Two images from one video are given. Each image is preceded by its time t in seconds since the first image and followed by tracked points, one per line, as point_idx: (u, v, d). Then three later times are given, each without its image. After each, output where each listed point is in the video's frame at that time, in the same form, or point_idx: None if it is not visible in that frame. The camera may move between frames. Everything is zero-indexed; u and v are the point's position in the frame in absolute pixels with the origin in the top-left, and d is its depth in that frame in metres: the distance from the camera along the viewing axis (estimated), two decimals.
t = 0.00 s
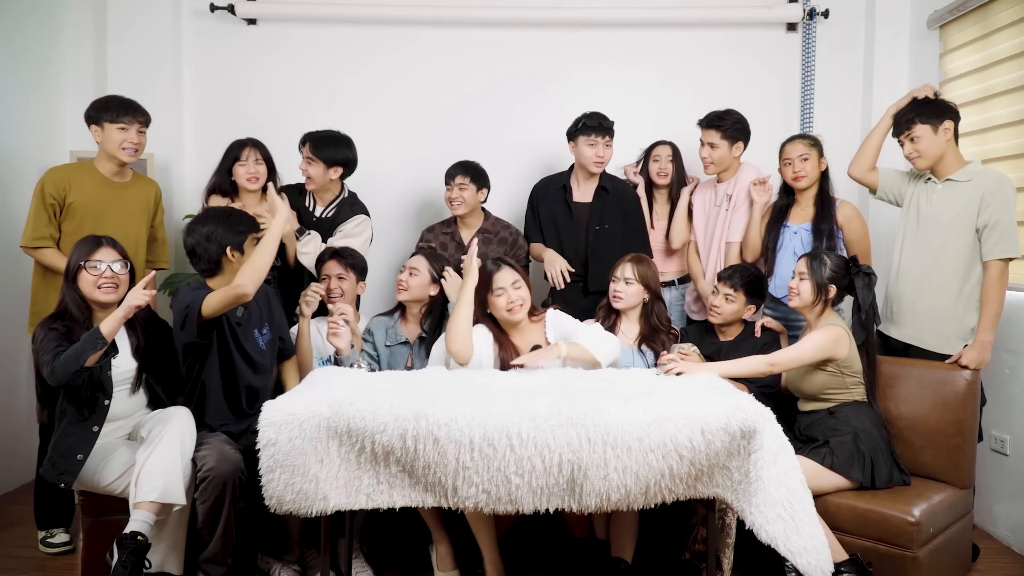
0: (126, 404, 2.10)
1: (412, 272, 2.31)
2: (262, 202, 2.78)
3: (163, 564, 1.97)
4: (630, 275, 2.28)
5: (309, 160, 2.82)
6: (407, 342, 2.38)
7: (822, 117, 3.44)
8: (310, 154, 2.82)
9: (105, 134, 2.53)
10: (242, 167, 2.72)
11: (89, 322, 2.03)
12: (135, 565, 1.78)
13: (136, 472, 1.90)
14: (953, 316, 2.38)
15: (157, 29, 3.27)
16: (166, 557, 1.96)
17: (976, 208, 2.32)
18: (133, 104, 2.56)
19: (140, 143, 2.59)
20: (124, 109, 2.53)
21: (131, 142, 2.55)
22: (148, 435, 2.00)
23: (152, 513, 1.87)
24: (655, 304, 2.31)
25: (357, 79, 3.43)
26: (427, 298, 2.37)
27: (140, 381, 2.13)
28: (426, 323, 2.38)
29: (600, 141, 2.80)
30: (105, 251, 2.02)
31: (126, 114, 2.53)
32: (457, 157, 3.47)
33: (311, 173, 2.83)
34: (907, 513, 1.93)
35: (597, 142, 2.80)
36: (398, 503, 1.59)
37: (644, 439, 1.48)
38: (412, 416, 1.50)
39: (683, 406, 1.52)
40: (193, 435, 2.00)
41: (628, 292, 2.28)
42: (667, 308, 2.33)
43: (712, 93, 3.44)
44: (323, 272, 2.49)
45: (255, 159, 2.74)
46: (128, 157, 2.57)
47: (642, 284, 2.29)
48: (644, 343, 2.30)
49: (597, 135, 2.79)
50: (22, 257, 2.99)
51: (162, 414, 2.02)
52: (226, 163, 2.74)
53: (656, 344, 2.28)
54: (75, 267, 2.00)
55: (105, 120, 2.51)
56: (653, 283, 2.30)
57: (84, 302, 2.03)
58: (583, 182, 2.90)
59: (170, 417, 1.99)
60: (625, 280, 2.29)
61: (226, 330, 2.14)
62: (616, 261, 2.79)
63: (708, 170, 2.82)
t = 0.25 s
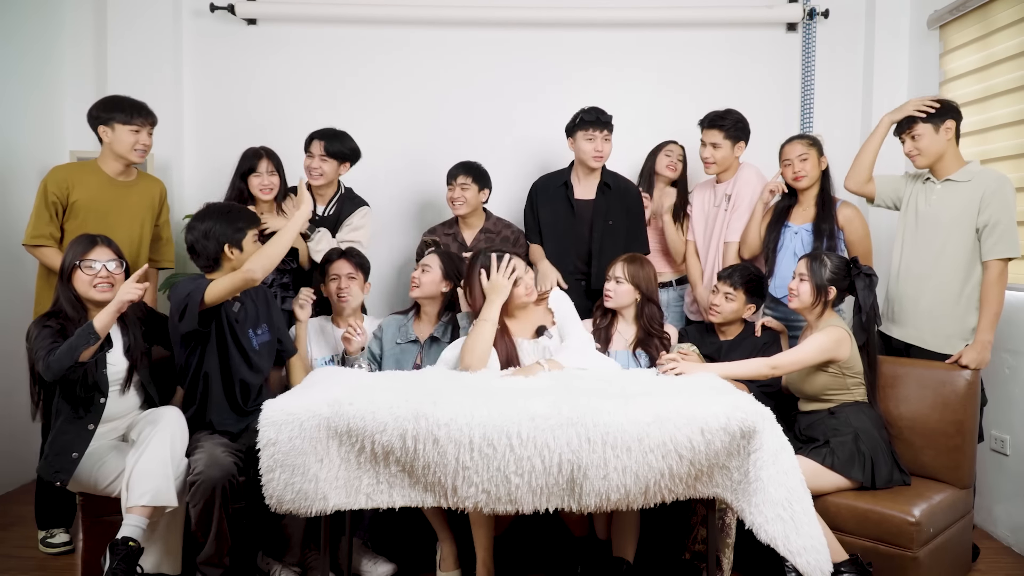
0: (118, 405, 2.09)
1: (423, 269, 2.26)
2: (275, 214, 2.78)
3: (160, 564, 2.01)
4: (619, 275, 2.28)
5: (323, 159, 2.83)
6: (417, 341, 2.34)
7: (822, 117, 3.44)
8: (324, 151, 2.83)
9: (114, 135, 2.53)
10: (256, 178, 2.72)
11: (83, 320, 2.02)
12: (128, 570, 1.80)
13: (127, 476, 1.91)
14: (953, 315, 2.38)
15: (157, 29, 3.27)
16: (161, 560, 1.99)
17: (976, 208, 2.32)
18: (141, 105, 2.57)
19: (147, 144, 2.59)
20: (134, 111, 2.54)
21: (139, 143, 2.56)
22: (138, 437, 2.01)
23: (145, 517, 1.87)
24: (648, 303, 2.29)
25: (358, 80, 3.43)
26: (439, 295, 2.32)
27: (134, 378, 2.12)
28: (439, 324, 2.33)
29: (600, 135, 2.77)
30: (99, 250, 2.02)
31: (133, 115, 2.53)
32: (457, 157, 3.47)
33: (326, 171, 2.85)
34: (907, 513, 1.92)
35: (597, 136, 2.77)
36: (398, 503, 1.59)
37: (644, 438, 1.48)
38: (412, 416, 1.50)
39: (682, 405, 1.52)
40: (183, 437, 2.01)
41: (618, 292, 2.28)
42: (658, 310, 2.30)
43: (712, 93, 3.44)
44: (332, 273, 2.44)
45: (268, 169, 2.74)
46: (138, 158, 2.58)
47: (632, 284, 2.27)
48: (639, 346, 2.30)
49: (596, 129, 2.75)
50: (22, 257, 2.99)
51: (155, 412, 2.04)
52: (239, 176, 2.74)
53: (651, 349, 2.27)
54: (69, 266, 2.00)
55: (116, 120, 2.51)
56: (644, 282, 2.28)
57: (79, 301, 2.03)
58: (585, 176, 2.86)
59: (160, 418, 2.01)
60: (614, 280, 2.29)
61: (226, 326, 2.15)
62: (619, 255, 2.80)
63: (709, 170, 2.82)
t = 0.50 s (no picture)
0: (115, 405, 2.08)
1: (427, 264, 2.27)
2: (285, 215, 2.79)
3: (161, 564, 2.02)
4: (618, 274, 2.29)
5: (350, 158, 2.86)
6: (419, 334, 2.31)
7: (822, 117, 3.44)
8: (350, 151, 2.85)
9: (119, 135, 2.53)
10: (269, 177, 2.72)
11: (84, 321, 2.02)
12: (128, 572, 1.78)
13: (124, 478, 1.90)
14: (952, 316, 2.38)
15: (157, 29, 3.27)
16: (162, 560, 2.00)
17: (975, 208, 2.32)
18: (145, 106, 2.57)
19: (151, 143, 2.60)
20: (140, 112, 2.54)
21: (144, 142, 2.57)
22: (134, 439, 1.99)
23: (143, 518, 1.87)
24: (648, 304, 2.29)
25: (358, 80, 3.43)
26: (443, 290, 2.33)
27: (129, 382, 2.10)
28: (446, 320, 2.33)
29: (586, 131, 2.80)
30: (100, 250, 2.01)
31: (137, 116, 2.54)
32: (456, 157, 3.47)
33: (349, 169, 2.87)
34: (907, 513, 1.92)
35: (585, 134, 2.79)
36: (398, 503, 1.59)
37: (644, 438, 1.48)
38: (412, 416, 1.50)
39: (682, 405, 1.52)
40: (180, 437, 2.01)
41: (617, 290, 2.29)
42: (656, 310, 2.30)
43: (712, 93, 3.44)
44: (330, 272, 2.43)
45: (282, 169, 2.74)
46: (143, 158, 2.59)
47: (630, 282, 2.29)
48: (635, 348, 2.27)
49: (580, 126, 2.79)
50: (21, 257, 2.99)
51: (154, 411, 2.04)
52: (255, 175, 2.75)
53: (646, 352, 2.26)
54: (70, 265, 2.00)
55: (122, 120, 2.52)
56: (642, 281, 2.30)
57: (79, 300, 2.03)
58: (577, 175, 2.88)
59: (157, 418, 2.00)
60: (612, 279, 2.30)
61: (222, 325, 2.17)
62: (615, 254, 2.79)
63: (714, 169, 2.81)
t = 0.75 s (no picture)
0: (115, 405, 2.08)
1: (442, 269, 2.26)
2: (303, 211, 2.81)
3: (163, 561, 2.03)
4: (623, 274, 2.30)
5: (362, 166, 2.83)
6: (427, 340, 2.29)
7: (822, 117, 3.44)
8: (364, 159, 2.82)
9: (116, 134, 2.53)
10: (285, 172, 2.74)
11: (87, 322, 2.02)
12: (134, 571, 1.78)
13: (128, 477, 1.90)
14: (951, 316, 2.38)
15: (157, 29, 3.27)
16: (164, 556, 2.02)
17: (974, 208, 2.32)
18: (140, 104, 2.57)
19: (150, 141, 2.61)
20: (135, 110, 2.54)
21: (142, 140, 2.57)
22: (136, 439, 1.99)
23: (147, 518, 1.87)
24: (649, 302, 2.31)
25: (358, 80, 3.43)
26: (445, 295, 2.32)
27: (129, 385, 2.10)
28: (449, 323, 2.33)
29: (571, 132, 2.78)
30: (103, 250, 2.02)
31: (132, 113, 2.53)
32: (456, 157, 3.47)
33: (359, 177, 2.84)
34: (907, 513, 1.92)
35: (568, 134, 2.78)
36: (398, 504, 1.59)
37: (644, 438, 1.48)
38: (412, 416, 1.50)
39: (682, 406, 1.52)
40: (183, 437, 2.00)
41: (621, 290, 2.30)
42: (658, 310, 2.31)
43: (712, 93, 3.44)
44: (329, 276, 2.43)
45: (299, 166, 2.76)
46: (140, 156, 2.59)
47: (635, 282, 2.30)
48: (637, 347, 2.29)
49: (567, 127, 2.77)
50: (21, 257, 2.99)
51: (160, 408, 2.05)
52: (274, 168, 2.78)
53: (648, 352, 2.27)
54: (71, 264, 2.00)
55: (117, 119, 2.51)
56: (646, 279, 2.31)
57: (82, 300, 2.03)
58: (570, 175, 2.86)
59: (159, 418, 2.00)
60: (617, 278, 2.31)
61: (223, 323, 2.17)
62: (612, 254, 2.80)
63: (715, 168, 2.80)
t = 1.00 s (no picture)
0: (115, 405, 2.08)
1: (432, 269, 2.26)
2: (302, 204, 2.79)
3: (164, 561, 2.03)
4: (631, 275, 2.24)
5: (352, 174, 2.81)
6: (418, 346, 2.28)
7: (822, 118, 3.44)
8: (353, 167, 2.81)
9: (105, 134, 2.54)
10: (280, 171, 2.72)
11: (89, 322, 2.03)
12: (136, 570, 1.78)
13: (129, 477, 1.91)
14: (950, 316, 2.38)
15: (157, 29, 3.27)
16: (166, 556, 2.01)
17: (973, 209, 2.32)
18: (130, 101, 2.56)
19: (140, 139, 2.58)
20: (120, 107, 2.52)
21: (130, 138, 2.54)
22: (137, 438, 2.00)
23: (149, 518, 1.88)
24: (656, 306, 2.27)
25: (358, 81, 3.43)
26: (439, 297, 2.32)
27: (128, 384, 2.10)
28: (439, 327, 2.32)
29: (559, 135, 2.80)
30: (104, 249, 2.02)
31: (122, 110, 2.52)
32: (457, 157, 3.47)
33: (349, 185, 2.83)
34: (906, 514, 1.92)
35: (555, 136, 2.80)
36: (399, 503, 1.59)
37: (644, 438, 1.48)
38: (412, 415, 1.50)
39: (683, 406, 1.52)
40: (184, 442, 2.00)
41: (629, 293, 2.24)
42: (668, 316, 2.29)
43: (712, 93, 3.44)
44: (329, 278, 2.42)
45: (295, 166, 2.73)
46: (130, 153, 2.56)
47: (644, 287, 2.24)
48: (641, 348, 2.26)
49: (554, 130, 2.80)
50: (21, 257, 2.99)
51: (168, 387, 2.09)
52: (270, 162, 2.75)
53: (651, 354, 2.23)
54: (73, 264, 1.99)
55: (106, 118, 2.51)
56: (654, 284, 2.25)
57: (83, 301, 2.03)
58: (571, 176, 2.87)
59: (160, 419, 2.00)
60: (625, 280, 2.25)
61: (230, 325, 2.16)
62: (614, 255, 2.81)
63: (715, 168, 2.80)
